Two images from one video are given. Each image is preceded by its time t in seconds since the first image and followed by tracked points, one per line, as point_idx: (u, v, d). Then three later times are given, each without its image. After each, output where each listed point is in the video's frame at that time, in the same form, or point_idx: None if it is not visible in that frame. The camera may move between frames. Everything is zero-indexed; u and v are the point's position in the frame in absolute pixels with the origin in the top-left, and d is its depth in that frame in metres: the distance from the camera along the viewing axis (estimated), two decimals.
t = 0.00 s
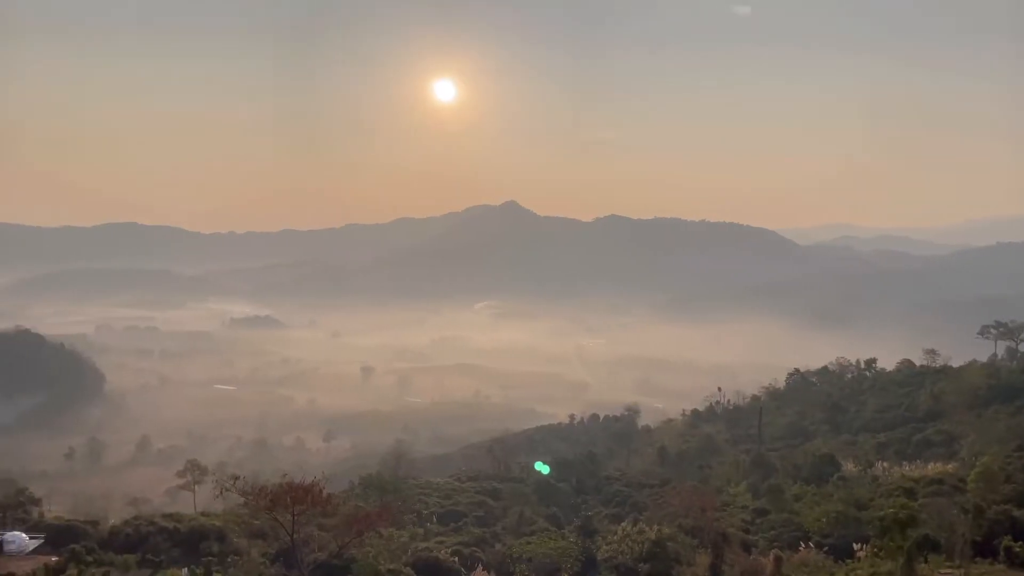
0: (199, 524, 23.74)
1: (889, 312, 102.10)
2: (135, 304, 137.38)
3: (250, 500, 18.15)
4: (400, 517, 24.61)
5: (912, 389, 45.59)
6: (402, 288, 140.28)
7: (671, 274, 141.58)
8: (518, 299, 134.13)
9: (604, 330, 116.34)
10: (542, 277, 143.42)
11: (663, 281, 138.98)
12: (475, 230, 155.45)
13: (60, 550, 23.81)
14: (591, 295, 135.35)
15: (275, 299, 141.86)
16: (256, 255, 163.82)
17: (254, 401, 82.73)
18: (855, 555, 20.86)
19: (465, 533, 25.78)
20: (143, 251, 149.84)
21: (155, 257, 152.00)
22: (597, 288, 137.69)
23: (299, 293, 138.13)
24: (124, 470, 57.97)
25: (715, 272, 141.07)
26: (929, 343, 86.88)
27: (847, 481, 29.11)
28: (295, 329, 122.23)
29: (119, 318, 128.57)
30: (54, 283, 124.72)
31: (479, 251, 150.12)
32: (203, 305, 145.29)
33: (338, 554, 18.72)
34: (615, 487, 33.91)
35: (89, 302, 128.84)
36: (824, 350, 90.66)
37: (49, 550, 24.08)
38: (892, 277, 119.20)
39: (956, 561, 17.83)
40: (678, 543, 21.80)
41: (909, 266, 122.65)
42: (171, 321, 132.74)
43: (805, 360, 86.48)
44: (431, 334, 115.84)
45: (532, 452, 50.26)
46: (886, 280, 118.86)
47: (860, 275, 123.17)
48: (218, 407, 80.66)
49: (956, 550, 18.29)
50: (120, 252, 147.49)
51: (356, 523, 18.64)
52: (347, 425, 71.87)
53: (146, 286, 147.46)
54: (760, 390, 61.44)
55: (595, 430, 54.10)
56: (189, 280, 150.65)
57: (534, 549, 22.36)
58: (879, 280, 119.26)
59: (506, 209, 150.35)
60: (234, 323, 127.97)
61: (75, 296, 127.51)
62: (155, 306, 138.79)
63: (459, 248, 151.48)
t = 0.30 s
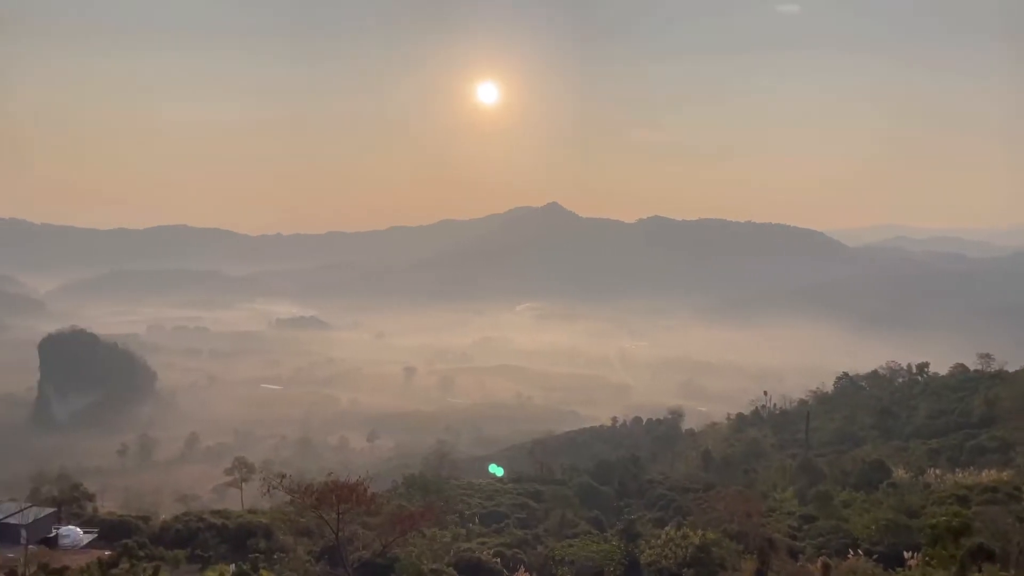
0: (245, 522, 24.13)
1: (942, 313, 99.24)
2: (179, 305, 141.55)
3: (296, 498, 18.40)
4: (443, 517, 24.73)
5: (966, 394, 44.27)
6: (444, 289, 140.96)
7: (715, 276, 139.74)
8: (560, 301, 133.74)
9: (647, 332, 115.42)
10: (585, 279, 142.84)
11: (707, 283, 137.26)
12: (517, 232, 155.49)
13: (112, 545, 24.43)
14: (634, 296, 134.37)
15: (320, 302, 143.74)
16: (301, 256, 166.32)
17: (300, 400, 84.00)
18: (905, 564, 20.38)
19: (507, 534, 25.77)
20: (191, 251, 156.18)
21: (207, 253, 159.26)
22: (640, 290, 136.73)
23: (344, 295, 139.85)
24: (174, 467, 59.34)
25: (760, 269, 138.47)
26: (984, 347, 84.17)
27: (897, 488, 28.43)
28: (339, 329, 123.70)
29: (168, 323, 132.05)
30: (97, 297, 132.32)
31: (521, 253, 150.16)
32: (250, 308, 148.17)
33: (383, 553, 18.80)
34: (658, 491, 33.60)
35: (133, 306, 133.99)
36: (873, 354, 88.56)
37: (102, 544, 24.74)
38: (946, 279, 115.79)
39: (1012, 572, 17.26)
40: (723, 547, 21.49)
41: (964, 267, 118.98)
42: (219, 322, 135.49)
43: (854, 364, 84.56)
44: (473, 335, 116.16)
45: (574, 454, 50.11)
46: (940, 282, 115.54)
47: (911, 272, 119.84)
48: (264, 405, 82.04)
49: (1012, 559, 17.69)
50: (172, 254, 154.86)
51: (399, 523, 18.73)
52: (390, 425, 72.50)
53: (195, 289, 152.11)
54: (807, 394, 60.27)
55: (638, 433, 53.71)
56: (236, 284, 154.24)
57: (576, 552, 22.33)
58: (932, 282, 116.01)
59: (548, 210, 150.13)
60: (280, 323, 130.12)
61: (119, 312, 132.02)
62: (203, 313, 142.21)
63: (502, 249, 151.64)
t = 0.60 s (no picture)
0: (293, 520, 24.52)
1: (1000, 315, 96.06)
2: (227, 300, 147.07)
3: (343, 497, 18.72)
4: (486, 519, 24.81)
5: None
6: (488, 291, 141.42)
7: (762, 277, 137.33)
8: (604, 303, 132.98)
9: (692, 334, 114.16)
10: (629, 281, 141.94)
11: (754, 284, 135.06)
12: (561, 233, 155.22)
13: (165, 540, 25.05)
14: (679, 297, 133.08)
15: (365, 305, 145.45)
16: (347, 257, 168.54)
17: (346, 400, 85.06)
18: (960, 574, 19.80)
19: (551, 536, 25.76)
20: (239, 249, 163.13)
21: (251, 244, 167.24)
22: (685, 291, 135.37)
23: (390, 298, 141.45)
24: (225, 464, 60.60)
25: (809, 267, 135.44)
26: None
27: (951, 496, 27.66)
28: (385, 330, 124.94)
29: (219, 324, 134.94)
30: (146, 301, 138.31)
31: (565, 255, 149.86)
32: (297, 309, 150.57)
33: (427, 552, 18.93)
34: (704, 495, 33.23)
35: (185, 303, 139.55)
36: (927, 357, 86.17)
37: (155, 539, 25.39)
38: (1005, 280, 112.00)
39: None
40: (770, 553, 21.14)
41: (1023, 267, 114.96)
42: (268, 322, 138.13)
43: (907, 367, 82.37)
44: (517, 337, 116.22)
45: (618, 456, 49.86)
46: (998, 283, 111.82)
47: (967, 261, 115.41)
48: (311, 405, 83.24)
49: None
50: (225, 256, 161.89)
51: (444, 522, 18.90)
52: (434, 425, 72.97)
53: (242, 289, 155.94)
54: (858, 398, 58.96)
55: (683, 436, 53.17)
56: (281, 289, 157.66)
57: (620, 556, 22.19)
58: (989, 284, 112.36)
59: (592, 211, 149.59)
60: (327, 324, 132.01)
61: (172, 315, 135.53)
62: (252, 314, 145.03)
63: (546, 251, 151.51)
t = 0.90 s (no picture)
0: (340, 518, 24.77)
1: None
2: (271, 294, 162.42)
3: (389, 496, 18.84)
4: (532, 521, 24.72)
5: None
6: (533, 292, 141.43)
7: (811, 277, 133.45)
8: (650, 304, 131.85)
9: (739, 336, 112.60)
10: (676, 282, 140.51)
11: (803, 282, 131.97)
12: (607, 235, 154.54)
13: (216, 535, 25.57)
14: (726, 299, 131.26)
15: (412, 307, 146.83)
16: (394, 259, 170.60)
17: (392, 400, 85.87)
18: None
19: (596, 539, 25.55)
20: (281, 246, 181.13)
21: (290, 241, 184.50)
22: (732, 292, 133.42)
23: (435, 301, 142.79)
24: (274, 462, 61.72)
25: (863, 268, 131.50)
26: None
27: (1012, 504, 26.71)
28: (431, 332, 125.98)
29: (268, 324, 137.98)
30: (195, 299, 155.43)
31: (611, 256, 148.93)
32: (345, 310, 152.77)
33: (473, 553, 18.92)
34: (752, 501, 32.70)
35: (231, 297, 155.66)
36: (986, 360, 83.29)
37: (207, 535, 25.93)
38: None
39: None
40: (821, 560, 20.63)
41: None
42: (316, 323, 140.48)
43: (965, 371, 79.75)
44: (562, 338, 115.99)
45: (665, 460, 49.37)
46: None
47: None
48: (358, 404, 84.22)
49: None
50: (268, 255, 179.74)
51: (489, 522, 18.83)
52: (480, 426, 73.17)
53: (288, 288, 165.15)
54: (912, 403, 57.35)
55: (731, 440, 52.40)
56: (330, 292, 160.92)
57: (666, 561, 21.88)
58: None
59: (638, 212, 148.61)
60: (373, 325, 133.71)
61: (225, 318, 139.27)
62: (300, 316, 147.92)
63: (591, 253, 150.94)
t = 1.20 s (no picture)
0: (388, 517, 25.00)
1: None
2: (319, 293, 170.22)
3: (436, 496, 18.95)
4: (580, 524, 24.61)
5: None
6: (579, 293, 141.29)
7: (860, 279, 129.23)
8: (698, 304, 130.00)
9: (789, 339, 110.70)
10: (724, 283, 138.76)
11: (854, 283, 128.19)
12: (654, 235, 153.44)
13: (267, 532, 26.03)
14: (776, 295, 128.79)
15: (458, 309, 147.34)
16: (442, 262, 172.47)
17: (439, 400, 86.53)
18: None
19: (643, 543, 25.35)
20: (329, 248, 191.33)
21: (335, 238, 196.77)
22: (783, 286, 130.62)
23: (482, 306, 144.15)
24: (323, 461, 62.75)
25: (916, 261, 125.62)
26: None
27: None
28: (477, 333, 126.85)
29: (317, 325, 140.65)
30: (249, 301, 165.19)
31: (658, 257, 147.37)
32: (392, 311, 154.24)
33: (519, 555, 18.90)
34: (803, 507, 32.09)
35: (283, 300, 164.35)
36: None
37: (259, 531, 26.42)
38: None
39: None
40: (875, 568, 20.05)
41: None
42: (364, 324, 142.10)
43: None
44: (609, 340, 115.52)
45: (714, 464, 48.79)
46: None
47: None
48: (406, 405, 85.02)
49: None
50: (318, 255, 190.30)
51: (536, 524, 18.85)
52: (526, 428, 73.23)
53: (338, 290, 169.74)
54: (972, 409, 55.57)
55: (782, 446, 51.54)
56: (377, 295, 162.97)
57: (715, 566, 21.57)
58: None
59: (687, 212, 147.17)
60: (420, 327, 135.27)
61: (276, 320, 142.07)
62: (348, 317, 150.01)
63: (637, 253, 149.97)
